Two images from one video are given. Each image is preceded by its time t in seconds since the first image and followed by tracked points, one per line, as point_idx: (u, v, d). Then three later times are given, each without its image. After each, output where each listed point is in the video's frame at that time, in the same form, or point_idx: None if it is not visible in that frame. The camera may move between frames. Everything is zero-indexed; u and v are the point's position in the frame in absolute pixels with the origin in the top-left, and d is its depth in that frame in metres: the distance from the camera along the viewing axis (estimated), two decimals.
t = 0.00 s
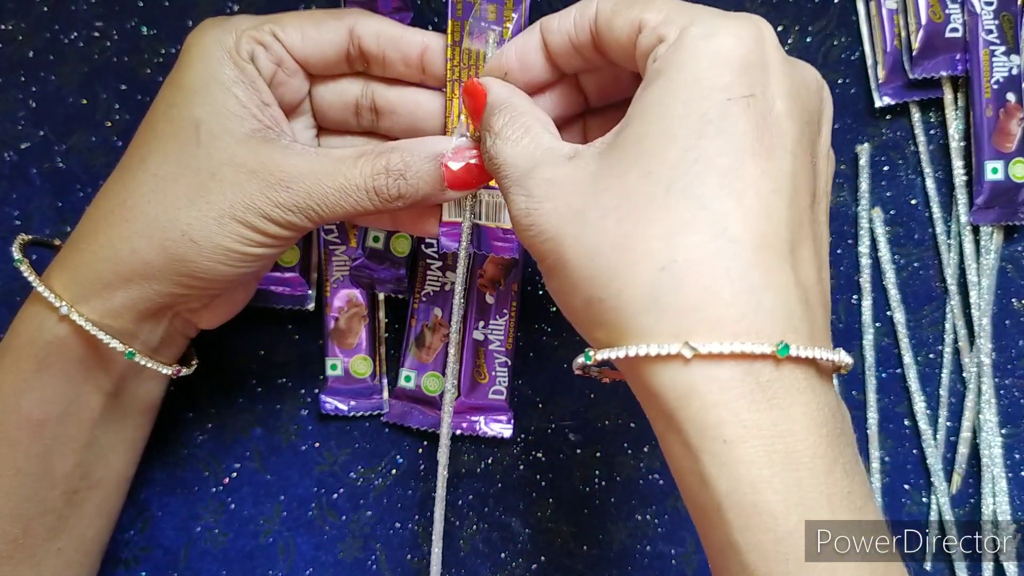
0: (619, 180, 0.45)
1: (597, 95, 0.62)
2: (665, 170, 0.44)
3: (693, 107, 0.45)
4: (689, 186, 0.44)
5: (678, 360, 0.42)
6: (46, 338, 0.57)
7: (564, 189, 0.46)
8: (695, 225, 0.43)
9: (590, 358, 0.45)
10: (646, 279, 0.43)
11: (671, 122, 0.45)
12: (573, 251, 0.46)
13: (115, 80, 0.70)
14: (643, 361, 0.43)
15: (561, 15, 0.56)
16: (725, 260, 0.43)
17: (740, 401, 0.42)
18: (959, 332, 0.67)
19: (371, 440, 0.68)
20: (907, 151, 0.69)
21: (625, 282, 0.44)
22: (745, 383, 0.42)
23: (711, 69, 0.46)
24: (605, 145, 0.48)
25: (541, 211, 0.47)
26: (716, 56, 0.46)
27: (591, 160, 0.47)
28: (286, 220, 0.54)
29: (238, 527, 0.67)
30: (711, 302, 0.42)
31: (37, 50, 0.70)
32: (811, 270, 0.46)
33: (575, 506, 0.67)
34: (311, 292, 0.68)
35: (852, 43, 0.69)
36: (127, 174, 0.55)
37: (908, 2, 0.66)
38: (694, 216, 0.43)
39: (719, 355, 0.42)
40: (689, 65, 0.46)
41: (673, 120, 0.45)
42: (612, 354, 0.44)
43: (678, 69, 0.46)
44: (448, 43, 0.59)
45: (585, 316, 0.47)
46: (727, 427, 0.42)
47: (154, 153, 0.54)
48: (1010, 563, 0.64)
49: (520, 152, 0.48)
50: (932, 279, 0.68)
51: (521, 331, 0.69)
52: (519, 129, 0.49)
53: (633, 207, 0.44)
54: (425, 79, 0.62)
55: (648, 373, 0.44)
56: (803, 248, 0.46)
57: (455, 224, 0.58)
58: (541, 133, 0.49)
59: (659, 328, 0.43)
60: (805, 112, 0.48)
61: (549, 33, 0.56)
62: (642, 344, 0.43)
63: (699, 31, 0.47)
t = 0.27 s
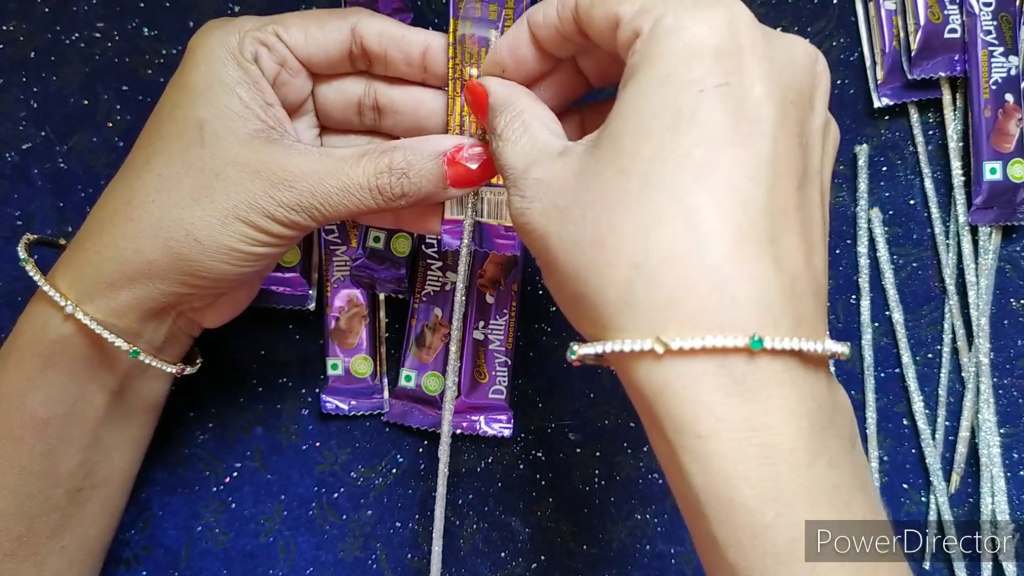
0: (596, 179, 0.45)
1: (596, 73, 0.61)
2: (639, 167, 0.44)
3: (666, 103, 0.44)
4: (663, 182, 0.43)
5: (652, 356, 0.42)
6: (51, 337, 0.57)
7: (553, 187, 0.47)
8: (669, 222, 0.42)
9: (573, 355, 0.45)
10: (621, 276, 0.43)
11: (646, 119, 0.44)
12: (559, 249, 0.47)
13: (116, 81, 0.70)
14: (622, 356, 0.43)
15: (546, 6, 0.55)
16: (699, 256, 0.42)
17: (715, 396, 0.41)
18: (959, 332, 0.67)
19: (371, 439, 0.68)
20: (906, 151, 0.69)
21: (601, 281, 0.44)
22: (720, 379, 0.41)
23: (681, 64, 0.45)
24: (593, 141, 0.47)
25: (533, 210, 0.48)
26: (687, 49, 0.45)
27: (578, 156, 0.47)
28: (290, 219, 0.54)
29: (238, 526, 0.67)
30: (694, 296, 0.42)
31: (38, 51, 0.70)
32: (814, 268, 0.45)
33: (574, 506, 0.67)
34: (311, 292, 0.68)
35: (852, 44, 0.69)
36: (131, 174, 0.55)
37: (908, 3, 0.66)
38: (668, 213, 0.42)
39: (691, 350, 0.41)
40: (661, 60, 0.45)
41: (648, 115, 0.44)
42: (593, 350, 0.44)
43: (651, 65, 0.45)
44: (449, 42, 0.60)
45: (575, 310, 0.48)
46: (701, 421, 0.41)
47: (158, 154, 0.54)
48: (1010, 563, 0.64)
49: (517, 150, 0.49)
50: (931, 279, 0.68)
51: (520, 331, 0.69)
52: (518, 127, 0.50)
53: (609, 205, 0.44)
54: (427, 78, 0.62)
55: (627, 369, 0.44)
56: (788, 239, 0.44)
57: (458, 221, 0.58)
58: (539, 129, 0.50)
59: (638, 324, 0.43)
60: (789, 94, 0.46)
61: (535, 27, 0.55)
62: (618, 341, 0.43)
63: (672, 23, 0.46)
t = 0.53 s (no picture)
0: (615, 175, 0.45)
1: (598, 75, 0.61)
2: (659, 163, 0.43)
3: (690, 103, 0.44)
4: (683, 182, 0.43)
5: (662, 352, 0.42)
6: (55, 337, 0.57)
7: (571, 183, 0.47)
8: (685, 221, 0.42)
9: (579, 346, 0.44)
10: (634, 272, 0.43)
11: (667, 117, 0.44)
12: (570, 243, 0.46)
13: (116, 81, 0.70)
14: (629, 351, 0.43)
15: (556, 8, 0.55)
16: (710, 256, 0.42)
17: (720, 395, 0.41)
18: (959, 332, 0.67)
19: (371, 439, 0.68)
20: (907, 151, 0.69)
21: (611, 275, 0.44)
22: (726, 378, 0.42)
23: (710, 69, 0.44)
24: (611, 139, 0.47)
25: (551, 205, 0.47)
26: (714, 55, 0.45)
27: (595, 153, 0.47)
28: (292, 219, 0.54)
29: (238, 526, 0.67)
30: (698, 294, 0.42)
31: (38, 51, 0.70)
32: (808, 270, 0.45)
33: (574, 506, 0.67)
34: (311, 292, 0.68)
35: (852, 44, 0.69)
36: (134, 175, 0.55)
37: (908, 3, 0.66)
38: (685, 211, 0.42)
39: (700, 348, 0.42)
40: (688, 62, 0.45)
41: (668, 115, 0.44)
42: (601, 343, 0.44)
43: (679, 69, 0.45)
44: (448, 42, 0.58)
45: (581, 301, 0.47)
46: (705, 419, 0.42)
47: (161, 154, 0.54)
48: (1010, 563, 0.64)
49: (534, 147, 0.49)
50: (931, 279, 0.68)
51: (520, 332, 0.69)
52: (530, 125, 0.50)
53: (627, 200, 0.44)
54: (426, 78, 0.62)
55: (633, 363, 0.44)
56: (797, 251, 0.44)
57: (460, 220, 0.58)
58: (555, 125, 0.50)
59: (647, 320, 0.43)
60: (809, 105, 0.46)
61: (544, 30, 0.55)
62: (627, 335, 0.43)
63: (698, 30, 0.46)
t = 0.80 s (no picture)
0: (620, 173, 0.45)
1: (599, 78, 0.60)
2: (666, 162, 0.43)
3: (698, 102, 0.44)
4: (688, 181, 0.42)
5: (667, 351, 0.42)
6: (52, 335, 0.57)
7: (575, 181, 0.47)
8: (691, 220, 0.42)
9: (585, 343, 0.44)
10: (640, 271, 0.43)
11: (675, 117, 0.44)
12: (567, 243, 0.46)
13: (115, 81, 0.70)
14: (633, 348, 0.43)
15: (565, 5, 0.55)
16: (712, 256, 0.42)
17: (725, 393, 0.41)
18: (959, 332, 0.67)
19: (371, 440, 0.68)
20: (907, 151, 0.69)
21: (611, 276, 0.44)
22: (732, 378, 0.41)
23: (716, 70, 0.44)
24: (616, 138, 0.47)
25: (555, 203, 0.47)
26: (725, 54, 0.44)
27: (600, 151, 0.47)
28: (290, 218, 0.54)
29: (238, 527, 0.67)
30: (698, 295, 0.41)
31: (38, 51, 0.70)
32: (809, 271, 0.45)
33: (574, 507, 0.67)
34: (311, 292, 0.68)
35: (852, 43, 0.69)
36: (133, 173, 0.55)
37: (908, 3, 0.66)
38: (691, 210, 0.42)
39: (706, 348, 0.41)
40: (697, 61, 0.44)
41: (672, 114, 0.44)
42: (606, 341, 0.44)
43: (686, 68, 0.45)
44: (449, 42, 0.58)
45: (586, 300, 0.47)
46: (709, 417, 0.41)
47: (159, 153, 0.54)
48: (1010, 563, 0.64)
49: (537, 146, 0.49)
50: (932, 279, 0.68)
51: (520, 332, 0.69)
52: (532, 124, 0.49)
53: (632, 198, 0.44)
54: (427, 79, 0.62)
55: (638, 361, 0.43)
56: (805, 255, 0.44)
57: (459, 220, 0.58)
58: (557, 124, 0.50)
59: (652, 320, 0.43)
60: (820, 104, 0.45)
61: (554, 26, 0.55)
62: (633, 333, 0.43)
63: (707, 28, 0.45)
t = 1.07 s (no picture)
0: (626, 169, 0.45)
1: (609, 78, 0.60)
2: (675, 156, 0.43)
3: (705, 96, 0.43)
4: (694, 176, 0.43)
5: (681, 347, 0.42)
6: (55, 333, 0.57)
7: (584, 177, 0.47)
8: (702, 213, 0.42)
9: (598, 339, 0.44)
10: (651, 266, 0.43)
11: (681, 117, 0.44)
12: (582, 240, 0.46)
13: (115, 81, 0.70)
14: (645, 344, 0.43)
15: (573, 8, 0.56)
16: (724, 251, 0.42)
17: (736, 389, 0.41)
18: (959, 332, 0.67)
19: (371, 440, 0.68)
20: (907, 151, 0.69)
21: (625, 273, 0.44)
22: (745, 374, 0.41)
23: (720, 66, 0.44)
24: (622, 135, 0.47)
25: (564, 200, 0.47)
26: (733, 49, 0.44)
27: (608, 145, 0.47)
28: (292, 222, 0.54)
29: (238, 527, 0.67)
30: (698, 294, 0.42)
31: (38, 50, 0.70)
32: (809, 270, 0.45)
33: (575, 507, 0.67)
34: (311, 292, 0.68)
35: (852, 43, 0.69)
36: (137, 174, 0.55)
37: (908, 3, 0.66)
38: (701, 204, 0.42)
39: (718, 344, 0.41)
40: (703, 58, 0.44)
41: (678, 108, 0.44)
42: (618, 337, 0.44)
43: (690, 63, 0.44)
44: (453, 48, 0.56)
45: (597, 293, 0.48)
46: (721, 413, 0.42)
47: (163, 153, 0.54)
48: (1010, 563, 0.64)
49: (544, 144, 0.49)
50: (932, 279, 0.68)
51: (520, 332, 0.69)
52: (537, 121, 0.49)
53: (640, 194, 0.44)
54: (431, 85, 0.61)
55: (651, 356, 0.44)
56: (822, 247, 0.43)
57: (461, 228, 0.56)
58: (563, 121, 0.50)
59: (662, 315, 0.43)
60: (835, 94, 0.45)
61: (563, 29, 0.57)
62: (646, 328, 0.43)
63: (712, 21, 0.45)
